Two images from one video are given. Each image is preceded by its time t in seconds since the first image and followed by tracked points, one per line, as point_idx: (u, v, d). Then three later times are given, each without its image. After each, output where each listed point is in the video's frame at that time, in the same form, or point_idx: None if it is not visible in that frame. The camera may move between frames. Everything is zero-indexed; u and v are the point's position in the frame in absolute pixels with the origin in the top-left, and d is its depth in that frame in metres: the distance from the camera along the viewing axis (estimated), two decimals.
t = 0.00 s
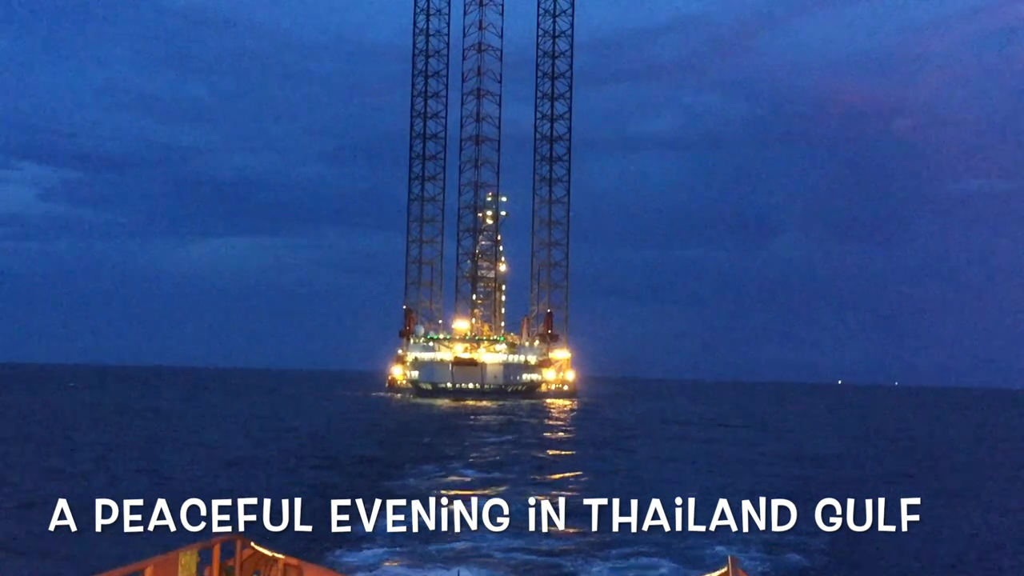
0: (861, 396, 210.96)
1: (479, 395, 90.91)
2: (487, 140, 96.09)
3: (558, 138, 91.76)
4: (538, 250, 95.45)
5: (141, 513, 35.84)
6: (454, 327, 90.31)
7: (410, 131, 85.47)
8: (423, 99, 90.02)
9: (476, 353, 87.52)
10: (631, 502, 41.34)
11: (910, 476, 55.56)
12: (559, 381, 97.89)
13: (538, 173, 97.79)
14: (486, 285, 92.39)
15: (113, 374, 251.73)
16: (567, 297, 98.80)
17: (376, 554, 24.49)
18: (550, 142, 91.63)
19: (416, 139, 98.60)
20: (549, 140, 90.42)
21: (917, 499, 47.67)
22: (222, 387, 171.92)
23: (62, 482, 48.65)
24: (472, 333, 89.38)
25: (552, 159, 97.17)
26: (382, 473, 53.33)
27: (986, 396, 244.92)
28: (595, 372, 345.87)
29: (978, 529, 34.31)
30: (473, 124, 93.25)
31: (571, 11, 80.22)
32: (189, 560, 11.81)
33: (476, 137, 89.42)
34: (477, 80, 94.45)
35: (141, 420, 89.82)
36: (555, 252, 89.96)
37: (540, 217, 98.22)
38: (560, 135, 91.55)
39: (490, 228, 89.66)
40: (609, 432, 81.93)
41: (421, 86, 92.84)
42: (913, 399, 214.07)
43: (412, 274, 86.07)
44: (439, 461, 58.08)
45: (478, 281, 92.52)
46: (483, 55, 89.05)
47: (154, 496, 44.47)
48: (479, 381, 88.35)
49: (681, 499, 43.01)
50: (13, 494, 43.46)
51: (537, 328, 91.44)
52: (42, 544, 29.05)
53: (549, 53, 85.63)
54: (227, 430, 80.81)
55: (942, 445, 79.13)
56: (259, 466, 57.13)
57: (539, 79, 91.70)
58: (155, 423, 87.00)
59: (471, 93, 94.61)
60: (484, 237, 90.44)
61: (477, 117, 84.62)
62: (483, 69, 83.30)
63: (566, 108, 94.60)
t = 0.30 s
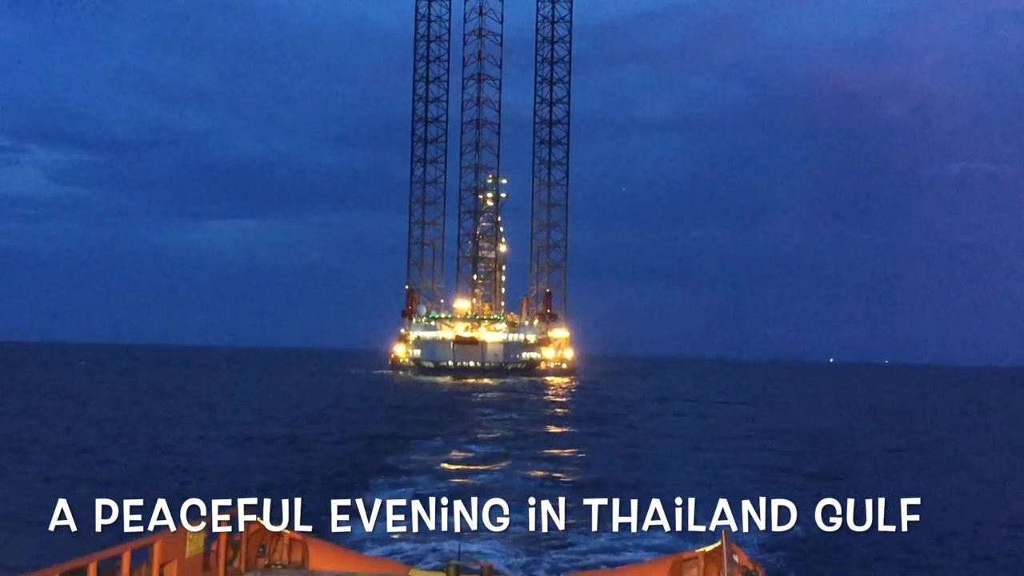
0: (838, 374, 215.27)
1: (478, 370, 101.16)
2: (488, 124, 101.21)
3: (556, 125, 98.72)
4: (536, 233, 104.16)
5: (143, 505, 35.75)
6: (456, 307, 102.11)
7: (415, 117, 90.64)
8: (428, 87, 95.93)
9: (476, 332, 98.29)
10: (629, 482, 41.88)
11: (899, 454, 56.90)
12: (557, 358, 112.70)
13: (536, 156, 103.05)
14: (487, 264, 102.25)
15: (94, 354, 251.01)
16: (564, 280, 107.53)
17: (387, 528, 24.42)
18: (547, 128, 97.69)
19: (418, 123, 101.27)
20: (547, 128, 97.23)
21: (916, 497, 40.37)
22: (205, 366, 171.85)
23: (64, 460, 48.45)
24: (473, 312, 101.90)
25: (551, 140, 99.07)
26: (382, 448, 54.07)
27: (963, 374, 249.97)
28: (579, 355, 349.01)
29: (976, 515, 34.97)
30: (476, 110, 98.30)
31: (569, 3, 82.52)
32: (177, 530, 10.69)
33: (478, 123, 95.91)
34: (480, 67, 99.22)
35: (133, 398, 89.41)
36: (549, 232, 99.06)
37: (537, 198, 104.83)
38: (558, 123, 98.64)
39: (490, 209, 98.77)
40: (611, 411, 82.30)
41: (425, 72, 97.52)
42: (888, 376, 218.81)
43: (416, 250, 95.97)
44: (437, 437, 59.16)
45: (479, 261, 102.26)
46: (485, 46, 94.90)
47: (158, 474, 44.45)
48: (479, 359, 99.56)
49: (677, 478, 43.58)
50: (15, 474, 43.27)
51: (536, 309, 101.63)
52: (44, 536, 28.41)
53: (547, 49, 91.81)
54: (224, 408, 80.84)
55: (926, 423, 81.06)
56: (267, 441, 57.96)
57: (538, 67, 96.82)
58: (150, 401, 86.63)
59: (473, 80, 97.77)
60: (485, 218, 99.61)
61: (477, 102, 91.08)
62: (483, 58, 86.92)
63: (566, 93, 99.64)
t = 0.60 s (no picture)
0: (825, 355, 217.85)
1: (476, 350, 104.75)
2: (487, 108, 102.20)
3: (553, 108, 99.89)
4: (533, 216, 105.81)
5: (143, 484, 36.26)
6: (454, 288, 104.68)
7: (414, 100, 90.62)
8: (427, 69, 96.82)
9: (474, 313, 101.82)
10: (621, 458, 42.92)
11: (885, 431, 58.19)
12: (554, 338, 116.01)
13: (533, 140, 104.13)
14: (484, 246, 102.42)
15: (86, 334, 251.80)
16: (562, 262, 109.27)
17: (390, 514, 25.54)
18: (545, 111, 98.62)
19: (417, 105, 101.69)
20: (544, 110, 98.33)
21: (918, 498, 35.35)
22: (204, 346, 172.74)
23: (66, 438, 49.19)
24: (471, 293, 104.33)
25: (549, 124, 99.26)
26: (379, 425, 55.22)
27: (950, 354, 252.73)
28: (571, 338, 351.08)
29: (960, 492, 36.08)
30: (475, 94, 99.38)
31: None
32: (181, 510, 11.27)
33: (477, 104, 96.78)
34: (479, 51, 100.37)
35: (132, 378, 90.13)
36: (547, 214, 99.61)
37: (535, 181, 105.84)
38: (555, 107, 99.93)
39: (488, 191, 99.62)
40: (610, 392, 82.45)
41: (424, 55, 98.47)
42: (874, 355, 221.51)
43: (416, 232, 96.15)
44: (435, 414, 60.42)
45: (477, 243, 102.28)
46: (484, 30, 96.03)
47: (160, 450, 45.30)
48: (478, 339, 103.10)
49: (668, 454, 44.62)
50: (18, 453, 43.89)
51: (534, 291, 104.40)
52: (53, 516, 29.14)
53: (544, 32, 92.97)
54: (222, 387, 81.71)
55: (914, 402, 82.59)
56: (267, 420, 58.21)
57: (535, 50, 98.09)
58: (148, 381, 87.36)
59: (472, 62, 98.53)
60: (483, 199, 100.16)
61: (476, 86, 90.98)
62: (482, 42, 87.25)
63: (563, 76, 100.76)
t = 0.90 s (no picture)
0: (822, 339, 217.91)
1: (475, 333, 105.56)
2: (485, 95, 102.66)
3: (551, 95, 100.07)
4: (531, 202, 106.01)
5: (144, 463, 36.52)
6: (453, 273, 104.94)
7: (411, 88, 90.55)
8: (426, 56, 97.17)
9: (474, 297, 102.52)
10: (618, 440, 43.21)
11: (879, 415, 58.48)
12: (552, 323, 116.59)
13: (532, 126, 105.71)
14: (483, 232, 102.74)
15: (91, 318, 252.96)
16: (559, 246, 109.67)
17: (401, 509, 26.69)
18: (543, 98, 98.60)
19: (416, 91, 101.69)
20: (542, 97, 98.33)
21: (916, 498, 31.21)
22: (208, 330, 173.54)
23: (63, 420, 49.40)
24: (470, 278, 104.47)
25: (547, 111, 99.18)
26: (378, 407, 55.61)
27: (947, 339, 253.10)
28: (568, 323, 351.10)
29: (954, 475, 36.40)
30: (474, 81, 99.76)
31: None
32: (184, 490, 11.35)
33: (475, 91, 97.10)
34: (477, 38, 100.74)
35: (131, 361, 90.25)
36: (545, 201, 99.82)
37: (533, 167, 106.84)
38: (554, 93, 99.57)
39: (487, 177, 99.60)
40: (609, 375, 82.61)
41: (423, 42, 98.76)
42: (876, 340, 221.63)
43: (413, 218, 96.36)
44: (433, 396, 60.82)
45: (476, 229, 102.62)
46: (483, 17, 96.30)
47: (158, 432, 45.52)
48: (477, 323, 103.83)
49: (665, 438, 44.92)
50: (20, 434, 44.20)
51: (533, 276, 104.83)
52: (50, 499, 29.34)
53: (542, 19, 93.05)
54: (220, 370, 81.93)
55: (909, 386, 82.91)
56: (268, 402, 58.52)
57: (533, 38, 98.71)
58: (146, 364, 87.56)
59: (471, 49, 98.50)
60: (481, 185, 100.21)
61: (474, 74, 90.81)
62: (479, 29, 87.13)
63: (561, 65, 101.82)
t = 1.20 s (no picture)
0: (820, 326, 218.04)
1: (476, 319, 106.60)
2: (486, 85, 102.52)
3: (552, 85, 99.98)
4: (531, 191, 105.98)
5: (141, 448, 36.36)
6: (454, 260, 105.50)
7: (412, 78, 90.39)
8: (427, 47, 97.05)
9: (474, 285, 103.54)
10: (619, 425, 43.34)
11: (880, 402, 58.60)
12: (551, 310, 116.82)
13: (532, 115, 105.65)
14: (484, 220, 102.71)
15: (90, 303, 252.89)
16: (559, 234, 109.73)
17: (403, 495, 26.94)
18: (543, 87, 98.48)
19: (417, 81, 101.49)
20: (542, 87, 98.20)
21: (917, 494, 29.32)
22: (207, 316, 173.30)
23: (65, 405, 49.55)
24: (471, 266, 104.90)
25: (548, 100, 99.00)
26: (379, 392, 55.77)
27: (946, 326, 253.44)
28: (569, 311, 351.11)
29: (956, 461, 36.49)
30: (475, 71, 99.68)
31: None
32: (184, 474, 11.55)
33: (476, 81, 97.03)
34: (478, 29, 100.61)
35: (132, 347, 90.38)
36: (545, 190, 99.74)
37: (533, 157, 106.92)
38: (554, 83, 99.42)
39: (487, 166, 99.45)
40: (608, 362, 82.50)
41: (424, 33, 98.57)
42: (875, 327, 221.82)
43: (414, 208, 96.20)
44: (434, 381, 61.02)
45: (477, 217, 102.65)
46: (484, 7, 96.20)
47: (160, 416, 45.58)
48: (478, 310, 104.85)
49: (665, 423, 45.04)
50: (17, 419, 44.01)
51: (533, 264, 105.00)
52: (54, 481, 29.43)
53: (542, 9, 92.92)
54: (221, 356, 82.03)
55: (909, 373, 83.10)
56: (267, 387, 58.45)
57: (534, 29, 98.65)
58: (148, 350, 87.74)
59: (473, 39, 98.29)
60: (482, 174, 100.07)
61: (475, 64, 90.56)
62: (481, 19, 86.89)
63: (561, 55, 101.78)
